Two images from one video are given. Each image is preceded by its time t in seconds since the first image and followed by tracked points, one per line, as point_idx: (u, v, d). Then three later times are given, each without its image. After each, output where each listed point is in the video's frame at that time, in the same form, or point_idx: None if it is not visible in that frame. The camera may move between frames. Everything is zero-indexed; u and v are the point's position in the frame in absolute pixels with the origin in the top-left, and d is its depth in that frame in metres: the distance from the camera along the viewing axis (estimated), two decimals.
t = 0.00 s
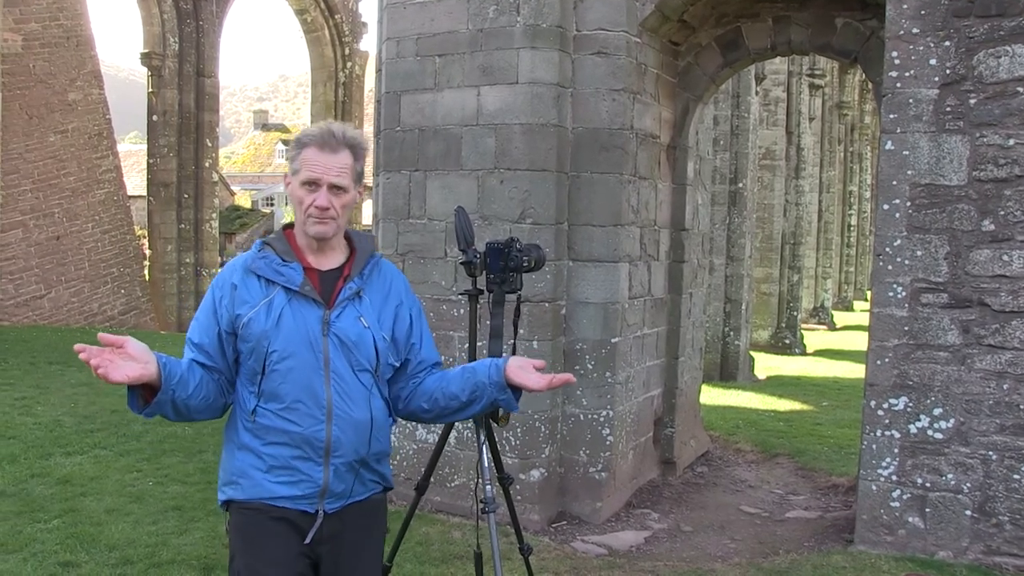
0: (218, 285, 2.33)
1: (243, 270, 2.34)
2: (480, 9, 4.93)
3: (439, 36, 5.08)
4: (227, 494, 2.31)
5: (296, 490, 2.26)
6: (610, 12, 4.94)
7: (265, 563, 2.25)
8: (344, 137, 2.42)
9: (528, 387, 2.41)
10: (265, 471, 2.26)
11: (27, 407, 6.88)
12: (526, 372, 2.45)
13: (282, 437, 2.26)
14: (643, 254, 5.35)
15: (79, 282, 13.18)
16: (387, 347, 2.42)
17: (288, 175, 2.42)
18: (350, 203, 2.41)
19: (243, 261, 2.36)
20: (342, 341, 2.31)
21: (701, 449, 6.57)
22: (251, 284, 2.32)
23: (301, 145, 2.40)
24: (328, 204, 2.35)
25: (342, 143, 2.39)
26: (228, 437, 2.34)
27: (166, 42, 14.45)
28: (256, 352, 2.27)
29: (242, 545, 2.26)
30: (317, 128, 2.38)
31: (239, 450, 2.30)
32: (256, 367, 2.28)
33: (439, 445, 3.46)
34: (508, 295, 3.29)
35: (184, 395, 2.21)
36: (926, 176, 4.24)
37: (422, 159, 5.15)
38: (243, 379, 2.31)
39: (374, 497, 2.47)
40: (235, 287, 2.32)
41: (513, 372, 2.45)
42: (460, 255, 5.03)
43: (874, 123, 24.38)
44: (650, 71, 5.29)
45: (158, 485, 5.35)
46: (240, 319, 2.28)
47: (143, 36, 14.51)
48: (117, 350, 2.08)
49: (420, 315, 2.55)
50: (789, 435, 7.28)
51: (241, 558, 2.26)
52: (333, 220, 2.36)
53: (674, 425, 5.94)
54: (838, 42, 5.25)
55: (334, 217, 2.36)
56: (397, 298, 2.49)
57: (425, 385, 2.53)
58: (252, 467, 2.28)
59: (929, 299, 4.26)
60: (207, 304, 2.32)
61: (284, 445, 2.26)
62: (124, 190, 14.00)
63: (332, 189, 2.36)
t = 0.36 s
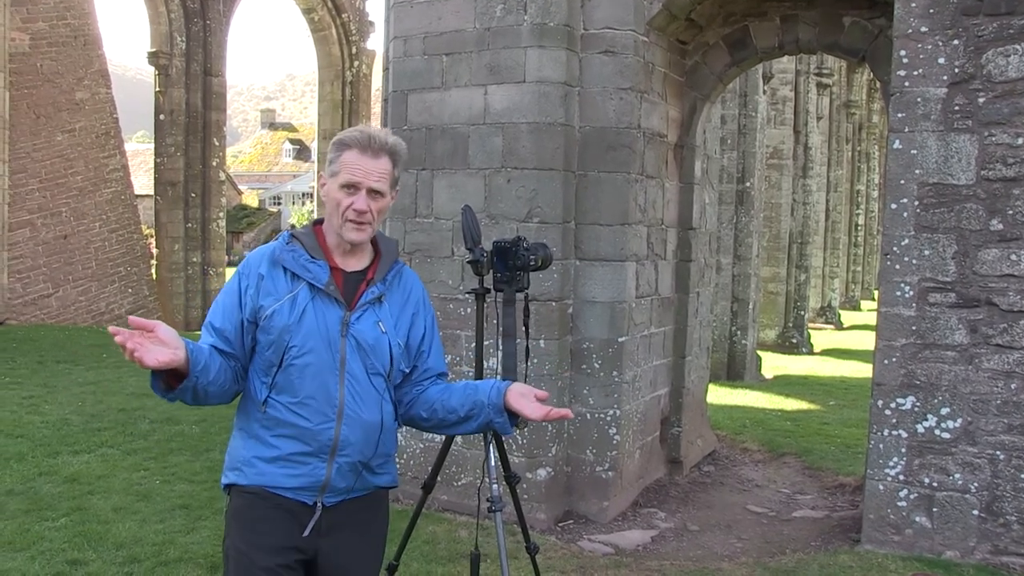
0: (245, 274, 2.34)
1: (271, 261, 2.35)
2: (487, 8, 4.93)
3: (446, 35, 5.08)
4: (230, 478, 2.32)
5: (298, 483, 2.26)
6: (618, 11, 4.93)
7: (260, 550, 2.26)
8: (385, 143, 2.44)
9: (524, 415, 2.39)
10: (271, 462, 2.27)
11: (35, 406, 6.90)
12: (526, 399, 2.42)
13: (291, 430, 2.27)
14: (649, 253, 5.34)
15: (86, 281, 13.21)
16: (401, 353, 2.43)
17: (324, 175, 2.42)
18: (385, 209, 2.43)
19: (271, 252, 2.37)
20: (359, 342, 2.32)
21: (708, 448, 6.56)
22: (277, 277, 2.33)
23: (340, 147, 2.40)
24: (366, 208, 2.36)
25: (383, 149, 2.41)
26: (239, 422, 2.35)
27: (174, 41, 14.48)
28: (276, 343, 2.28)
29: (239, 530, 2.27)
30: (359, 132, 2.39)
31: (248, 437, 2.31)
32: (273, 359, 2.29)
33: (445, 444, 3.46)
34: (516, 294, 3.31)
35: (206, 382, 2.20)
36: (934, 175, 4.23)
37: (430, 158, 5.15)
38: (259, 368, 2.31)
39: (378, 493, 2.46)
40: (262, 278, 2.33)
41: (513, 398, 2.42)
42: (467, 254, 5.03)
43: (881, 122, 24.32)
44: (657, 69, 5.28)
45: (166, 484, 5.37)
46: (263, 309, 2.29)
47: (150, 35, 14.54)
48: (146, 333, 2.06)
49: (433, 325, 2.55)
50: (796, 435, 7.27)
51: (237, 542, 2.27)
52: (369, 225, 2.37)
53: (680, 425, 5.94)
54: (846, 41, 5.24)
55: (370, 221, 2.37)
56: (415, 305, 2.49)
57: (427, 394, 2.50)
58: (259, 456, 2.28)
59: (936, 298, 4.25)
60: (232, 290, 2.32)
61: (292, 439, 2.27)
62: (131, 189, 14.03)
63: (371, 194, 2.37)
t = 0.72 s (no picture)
0: (253, 273, 2.31)
1: (279, 260, 2.33)
2: (495, 5, 4.93)
3: (454, 32, 5.08)
4: (240, 478, 2.31)
5: (310, 480, 2.26)
6: (625, 8, 4.93)
7: (266, 549, 2.26)
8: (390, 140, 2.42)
9: (538, 403, 2.41)
10: (281, 460, 2.27)
11: (44, 402, 6.92)
12: (538, 388, 2.45)
13: (302, 429, 2.26)
14: (657, 251, 5.34)
15: (95, 279, 13.25)
16: (411, 348, 2.44)
17: (330, 173, 2.40)
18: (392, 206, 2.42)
19: (278, 250, 2.36)
20: (370, 339, 2.32)
21: (715, 446, 6.55)
22: (286, 275, 2.32)
23: (346, 145, 2.38)
24: (375, 204, 2.35)
25: (389, 145, 2.40)
26: (247, 422, 2.34)
27: (181, 38, 14.51)
28: (287, 342, 2.27)
29: (245, 528, 2.27)
30: (366, 129, 2.38)
31: (257, 437, 2.30)
32: (282, 357, 2.27)
33: (453, 440, 3.47)
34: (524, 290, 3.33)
35: (223, 387, 2.18)
36: (943, 172, 4.21)
37: (437, 155, 5.15)
38: (268, 368, 2.29)
39: (387, 491, 2.47)
40: (270, 277, 2.31)
41: (526, 387, 2.45)
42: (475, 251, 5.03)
43: (890, 119, 24.22)
44: (665, 66, 5.27)
45: (174, 480, 5.38)
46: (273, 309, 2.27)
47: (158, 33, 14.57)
48: (163, 345, 2.04)
49: (441, 319, 2.57)
50: (804, 432, 7.26)
51: (241, 537, 2.27)
52: (377, 222, 2.36)
53: (688, 422, 5.93)
54: (855, 38, 5.22)
55: (378, 219, 2.36)
56: (423, 300, 2.51)
57: (438, 388, 2.52)
58: (270, 455, 2.28)
59: (945, 296, 4.23)
60: (240, 291, 2.30)
61: (301, 436, 2.26)
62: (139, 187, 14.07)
63: (379, 191, 2.37)
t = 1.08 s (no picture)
0: (246, 274, 2.34)
1: (271, 261, 2.35)
2: (505, 2, 4.92)
3: (463, 30, 5.08)
4: (237, 480, 2.35)
5: (305, 485, 2.29)
6: (635, 6, 4.93)
7: (263, 555, 2.30)
8: (388, 138, 2.42)
9: (538, 406, 2.39)
10: (275, 463, 2.30)
11: (53, 398, 6.95)
12: (539, 392, 2.42)
13: (294, 432, 2.28)
14: (666, 249, 5.33)
15: (104, 275, 13.28)
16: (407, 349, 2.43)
17: (326, 172, 2.40)
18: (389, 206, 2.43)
19: (272, 251, 2.38)
20: (361, 341, 2.32)
21: (724, 445, 6.55)
22: (277, 276, 2.34)
23: (343, 144, 2.38)
24: (371, 206, 2.36)
25: (387, 145, 2.40)
26: (244, 425, 2.37)
27: (191, 36, 14.54)
28: (277, 344, 2.29)
29: (242, 536, 2.31)
30: (362, 128, 2.37)
31: (252, 440, 2.33)
32: (274, 359, 2.30)
33: (462, 438, 3.47)
34: (534, 288, 3.33)
35: (210, 387, 2.22)
36: (953, 171, 4.20)
37: (446, 152, 5.15)
38: (261, 370, 2.32)
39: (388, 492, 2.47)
40: (261, 277, 2.34)
41: (525, 389, 2.43)
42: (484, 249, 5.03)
43: (900, 118, 24.14)
44: (675, 65, 5.27)
45: (183, 476, 5.40)
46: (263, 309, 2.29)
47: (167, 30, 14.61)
48: (143, 346, 2.07)
49: (441, 319, 2.55)
50: (813, 432, 7.24)
51: (240, 545, 2.32)
52: (373, 223, 2.37)
53: (696, 421, 5.92)
54: (865, 36, 5.21)
55: (375, 219, 2.37)
56: (421, 300, 2.49)
57: (438, 390, 2.51)
58: (264, 457, 2.31)
59: (954, 296, 4.22)
60: (232, 292, 2.33)
61: (294, 440, 2.28)
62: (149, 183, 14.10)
63: (376, 191, 2.37)
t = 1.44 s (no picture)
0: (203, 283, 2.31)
1: (229, 266, 2.32)
2: None
3: (473, 27, 5.08)
4: (221, 495, 2.32)
5: (291, 492, 2.27)
6: (645, 2, 4.91)
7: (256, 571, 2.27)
8: (339, 130, 2.40)
9: (520, 386, 2.37)
10: (258, 473, 2.27)
11: (64, 393, 6.99)
12: (518, 371, 2.39)
13: (273, 438, 2.25)
14: (676, 246, 5.32)
15: (115, 271, 13.32)
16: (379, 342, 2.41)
17: (278, 167, 2.38)
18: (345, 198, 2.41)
19: (229, 257, 2.35)
20: (331, 337, 2.30)
21: (732, 442, 6.53)
22: (237, 281, 2.30)
23: (293, 138, 2.35)
24: (326, 199, 2.34)
25: (337, 136, 2.37)
26: (221, 438, 2.34)
27: (201, 32, 14.58)
28: (243, 351, 2.26)
29: (233, 554, 2.28)
30: (312, 120, 2.35)
31: (231, 452, 2.31)
32: (243, 366, 2.27)
33: (471, 434, 3.47)
34: (544, 285, 3.32)
35: (177, 401, 2.20)
36: (965, 169, 4.18)
37: (456, 149, 5.15)
38: (232, 379, 2.30)
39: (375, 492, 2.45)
40: (220, 285, 2.30)
41: (503, 369, 2.41)
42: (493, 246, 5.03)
43: (911, 116, 23.99)
44: (685, 61, 5.25)
45: (192, 471, 5.42)
46: (225, 317, 2.27)
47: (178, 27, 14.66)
48: (100, 363, 2.05)
49: (411, 308, 2.53)
50: (823, 430, 7.22)
51: (231, 564, 2.29)
52: (329, 216, 2.35)
53: (706, 419, 5.90)
54: (877, 33, 5.17)
55: (331, 212, 2.35)
56: (388, 290, 2.47)
57: (416, 380, 2.49)
58: (246, 467, 2.28)
59: (966, 294, 4.20)
60: (192, 303, 2.30)
61: (274, 446, 2.26)
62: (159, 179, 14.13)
63: (330, 184, 2.35)
